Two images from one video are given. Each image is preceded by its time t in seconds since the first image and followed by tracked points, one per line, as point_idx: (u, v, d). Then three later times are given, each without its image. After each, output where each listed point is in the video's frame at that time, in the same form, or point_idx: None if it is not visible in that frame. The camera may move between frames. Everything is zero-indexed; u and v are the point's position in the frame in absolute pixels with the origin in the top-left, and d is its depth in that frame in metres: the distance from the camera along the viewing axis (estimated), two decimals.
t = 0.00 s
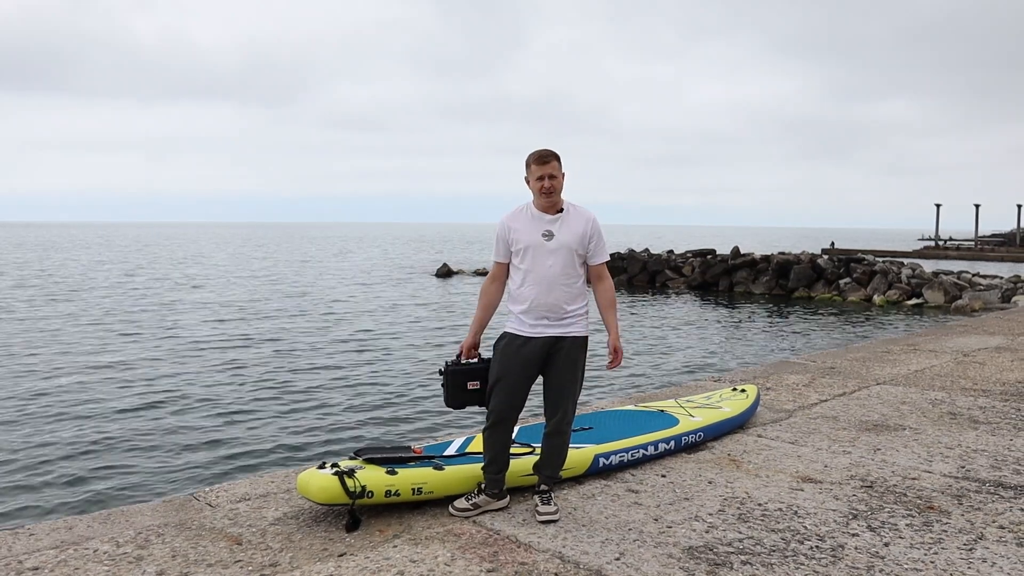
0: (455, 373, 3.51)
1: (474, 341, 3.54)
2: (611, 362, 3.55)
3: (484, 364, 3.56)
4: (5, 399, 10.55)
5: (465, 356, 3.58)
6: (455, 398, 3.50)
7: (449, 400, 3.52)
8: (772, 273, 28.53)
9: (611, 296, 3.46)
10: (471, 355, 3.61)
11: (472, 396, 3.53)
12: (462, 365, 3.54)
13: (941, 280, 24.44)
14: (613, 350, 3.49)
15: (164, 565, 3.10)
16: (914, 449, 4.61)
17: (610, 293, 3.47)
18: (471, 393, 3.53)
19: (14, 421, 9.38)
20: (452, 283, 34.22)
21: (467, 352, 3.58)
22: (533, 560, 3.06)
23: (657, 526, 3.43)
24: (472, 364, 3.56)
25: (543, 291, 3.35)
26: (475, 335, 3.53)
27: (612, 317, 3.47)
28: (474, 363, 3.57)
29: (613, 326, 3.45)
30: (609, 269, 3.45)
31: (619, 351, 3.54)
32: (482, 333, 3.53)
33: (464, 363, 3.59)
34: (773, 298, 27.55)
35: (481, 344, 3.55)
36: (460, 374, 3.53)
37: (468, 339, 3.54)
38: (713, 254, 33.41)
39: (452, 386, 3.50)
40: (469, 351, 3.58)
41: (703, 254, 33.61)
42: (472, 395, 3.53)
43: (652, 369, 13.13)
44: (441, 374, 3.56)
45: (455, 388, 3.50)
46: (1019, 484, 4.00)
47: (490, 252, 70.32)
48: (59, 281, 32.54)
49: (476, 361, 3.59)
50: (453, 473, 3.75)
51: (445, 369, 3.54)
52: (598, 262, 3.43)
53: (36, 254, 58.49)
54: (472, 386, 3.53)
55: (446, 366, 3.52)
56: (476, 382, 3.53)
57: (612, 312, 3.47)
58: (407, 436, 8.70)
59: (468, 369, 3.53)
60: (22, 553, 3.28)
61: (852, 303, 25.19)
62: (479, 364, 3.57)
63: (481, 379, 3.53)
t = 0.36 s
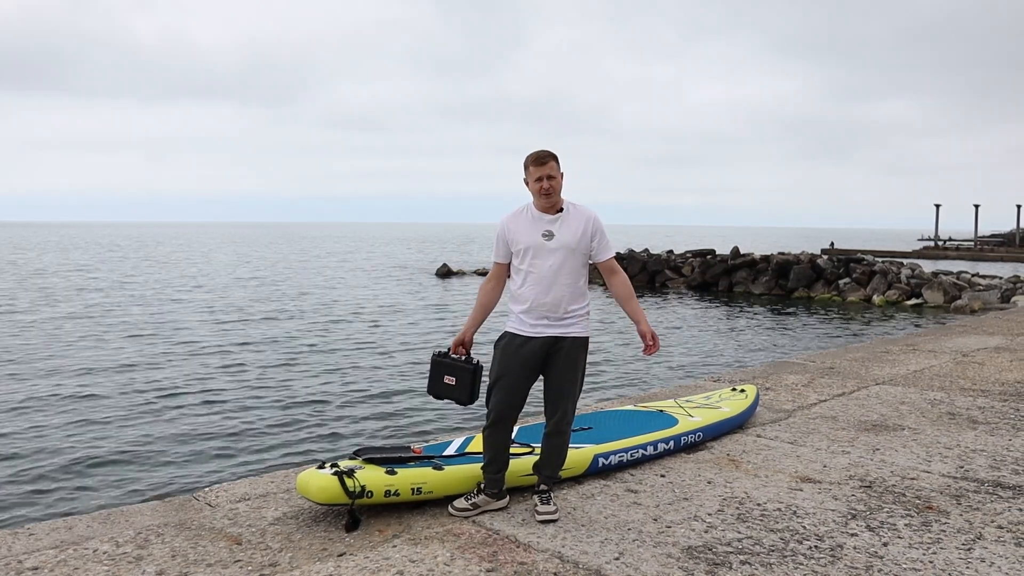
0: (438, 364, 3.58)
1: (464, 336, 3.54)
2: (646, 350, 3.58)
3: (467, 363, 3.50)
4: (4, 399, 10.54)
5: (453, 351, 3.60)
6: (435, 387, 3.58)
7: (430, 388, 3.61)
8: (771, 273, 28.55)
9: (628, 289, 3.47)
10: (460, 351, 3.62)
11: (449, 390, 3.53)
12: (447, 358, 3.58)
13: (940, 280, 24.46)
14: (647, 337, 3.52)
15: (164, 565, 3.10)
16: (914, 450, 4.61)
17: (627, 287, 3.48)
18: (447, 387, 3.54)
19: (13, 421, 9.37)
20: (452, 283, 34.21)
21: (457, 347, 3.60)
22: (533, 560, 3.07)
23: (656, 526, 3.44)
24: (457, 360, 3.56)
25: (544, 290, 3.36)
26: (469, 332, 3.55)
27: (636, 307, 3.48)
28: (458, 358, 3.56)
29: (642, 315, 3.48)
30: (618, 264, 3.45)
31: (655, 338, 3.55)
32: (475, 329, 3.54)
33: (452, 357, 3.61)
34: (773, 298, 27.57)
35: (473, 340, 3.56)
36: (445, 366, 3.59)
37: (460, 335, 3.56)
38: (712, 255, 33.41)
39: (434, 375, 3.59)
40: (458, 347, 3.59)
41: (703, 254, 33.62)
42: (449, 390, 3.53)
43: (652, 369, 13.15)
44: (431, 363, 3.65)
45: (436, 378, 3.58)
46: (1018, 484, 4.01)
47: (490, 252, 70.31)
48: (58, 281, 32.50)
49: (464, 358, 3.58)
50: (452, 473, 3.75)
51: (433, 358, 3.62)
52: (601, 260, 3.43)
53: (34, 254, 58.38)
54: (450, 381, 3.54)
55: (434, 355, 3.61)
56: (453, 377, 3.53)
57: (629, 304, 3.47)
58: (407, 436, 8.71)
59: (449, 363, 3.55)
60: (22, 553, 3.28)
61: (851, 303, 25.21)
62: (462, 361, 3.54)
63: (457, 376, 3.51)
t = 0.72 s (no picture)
0: (437, 360, 3.60)
1: (463, 332, 3.54)
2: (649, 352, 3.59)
3: (467, 359, 3.51)
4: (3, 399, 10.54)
5: (452, 347, 3.60)
6: (435, 382, 3.59)
7: (431, 384, 3.62)
8: (771, 273, 28.56)
9: (628, 289, 3.46)
10: (459, 347, 3.62)
11: (448, 385, 3.54)
12: (446, 354, 3.59)
13: (939, 280, 24.47)
14: (647, 339, 3.51)
15: (164, 565, 3.11)
16: (912, 450, 4.62)
17: (628, 288, 3.47)
18: (447, 383, 3.55)
19: (13, 421, 9.37)
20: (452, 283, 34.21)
21: (456, 342, 3.60)
22: (533, 560, 3.07)
23: (656, 526, 3.44)
24: (456, 356, 3.57)
25: (543, 290, 3.36)
26: (469, 328, 3.55)
27: (636, 309, 3.48)
28: (457, 354, 3.57)
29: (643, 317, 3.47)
30: (619, 265, 3.45)
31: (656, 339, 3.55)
32: (475, 326, 3.54)
33: (452, 353, 3.62)
34: (772, 298, 27.58)
35: (472, 336, 3.56)
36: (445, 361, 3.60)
37: (458, 331, 3.56)
38: (712, 255, 33.41)
39: (434, 371, 3.60)
40: (457, 343, 3.60)
41: (702, 254, 33.62)
42: (448, 385, 3.54)
43: (652, 369, 13.15)
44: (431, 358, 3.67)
45: (436, 373, 3.59)
46: (1017, 485, 4.01)
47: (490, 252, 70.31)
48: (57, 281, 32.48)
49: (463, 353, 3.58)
50: (451, 473, 3.76)
51: (434, 354, 3.64)
52: (602, 260, 3.43)
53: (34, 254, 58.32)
54: (450, 376, 3.55)
55: (434, 350, 3.62)
56: (452, 373, 3.53)
57: (629, 306, 3.47)
58: (407, 436, 8.70)
59: (449, 359, 3.56)
60: (22, 553, 3.28)
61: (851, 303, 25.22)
62: (460, 357, 3.55)
63: (457, 371, 3.51)
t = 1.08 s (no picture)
0: (443, 360, 3.59)
1: (466, 331, 3.54)
2: (645, 358, 3.59)
3: (472, 358, 3.51)
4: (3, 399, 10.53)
5: (457, 345, 3.59)
6: (441, 382, 3.59)
7: (437, 383, 3.62)
8: (771, 273, 28.54)
9: (626, 294, 3.47)
10: (464, 346, 3.61)
11: (454, 384, 3.54)
12: (452, 353, 3.58)
13: (940, 280, 24.46)
14: (644, 345, 3.51)
15: (164, 564, 3.11)
16: (913, 450, 4.61)
17: (628, 292, 3.48)
18: (453, 382, 3.54)
19: (13, 421, 9.35)
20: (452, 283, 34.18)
21: (460, 341, 3.59)
22: (532, 560, 3.07)
23: (655, 526, 3.44)
24: (462, 355, 3.56)
25: (545, 289, 3.36)
26: (471, 326, 3.54)
27: (634, 314, 3.48)
28: (462, 353, 3.56)
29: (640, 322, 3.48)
30: (620, 269, 3.46)
31: (653, 345, 3.56)
32: (477, 324, 3.54)
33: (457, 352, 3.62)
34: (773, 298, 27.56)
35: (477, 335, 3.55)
36: (450, 361, 3.60)
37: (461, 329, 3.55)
38: (712, 254, 33.39)
39: (440, 370, 3.60)
40: (461, 342, 3.59)
41: (703, 254, 33.61)
42: (454, 385, 3.54)
43: (652, 368, 13.14)
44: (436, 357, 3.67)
45: (441, 373, 3.58)
46: (1017, 485, 4.01)
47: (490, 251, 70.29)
48: (57, 280, 32.44)
49: (468, 353, 3.58)
50: (452, 473, 3.76)
51: (439, 353, 3.63)
52: (603, 264, 3.44)
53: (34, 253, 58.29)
54: (455, 375, 3.55)
55: (438, 350, 3.62)
56: (458, 373, 3.53)
57: (628, 310, 3.47)
58: (407, 436, 8.69)
59: (454, 358, 3.56)
60: (22, 552, 3.29)
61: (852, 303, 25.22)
62: (466, 356, 3.55)
63: (463, 371, 3.52)
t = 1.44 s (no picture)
0: (445, 359, 3.56)
1: (469, 330, 3.53)
2: (642, 362, 3.59)
3: (475, 357, 3.49)
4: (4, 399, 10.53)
5: (459, 345, 3.57)
6: (443, 382, 3.55)
7: (438, 382, 3.59)
8: (771, 273, 28.53)
9: (626, 297, 3.47)
10: (466, 345, 3.59)
11: (456, 384, 3.51)
12: (454, 353, 3.55)
13: (941, 280, 24.46)
14: (642, 350, 3.52)
15: (165, 564, 3.11)
16: (914, 449, 4.61)
17: (627, 296, 3.48)
18: (455, 381, 3.52)
19: (13, 421, 9.35)
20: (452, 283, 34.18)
21: (462, 341, 3.58)
22: (533, 560, 3.07)
23: (656, 526, 3.44)
24: (464, 354, 3.54)
25: (546, 290, 3.36)
26: (473, 326, 3.54)
27: (633, 318, 3.48)
28: (464, 353, 3.54)
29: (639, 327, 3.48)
30: (620, 272, 3.46)
31: (650, 350, 3.56)
32: (480, 324, 3.54)
33: (459, 351, 3.59)
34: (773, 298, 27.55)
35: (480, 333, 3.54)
36: (452, 360, 3.57)
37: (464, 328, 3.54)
38: (713, 254, 33.37)
39: (442, 369, 3.56)
40: (463, 341, 3.58)
41: (703, 254, 33.60)
42: (456, 384, 3.51)
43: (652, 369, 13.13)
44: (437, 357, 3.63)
45: (443, 372, 3.55)
46: (1018, 485, 4.01)
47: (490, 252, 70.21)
48: (57, 281, 32.40)
49: (470, 351, 3.56)
50: (452, 473, 3.75)
51: (440, 351, 3.60)
52: (604, 266, 3.44)
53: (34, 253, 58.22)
54: (457, 375, 3.52)
55: (440, 349, 3.58)
56: (461, 372, 3.50)
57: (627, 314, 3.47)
58: (408, 436, 8.69)
59: (456, 357, 3.53)
60: (23, 552, 3.29)
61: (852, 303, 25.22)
62: (468, 356, 3.53)
63: (465, 370, 3.49)
